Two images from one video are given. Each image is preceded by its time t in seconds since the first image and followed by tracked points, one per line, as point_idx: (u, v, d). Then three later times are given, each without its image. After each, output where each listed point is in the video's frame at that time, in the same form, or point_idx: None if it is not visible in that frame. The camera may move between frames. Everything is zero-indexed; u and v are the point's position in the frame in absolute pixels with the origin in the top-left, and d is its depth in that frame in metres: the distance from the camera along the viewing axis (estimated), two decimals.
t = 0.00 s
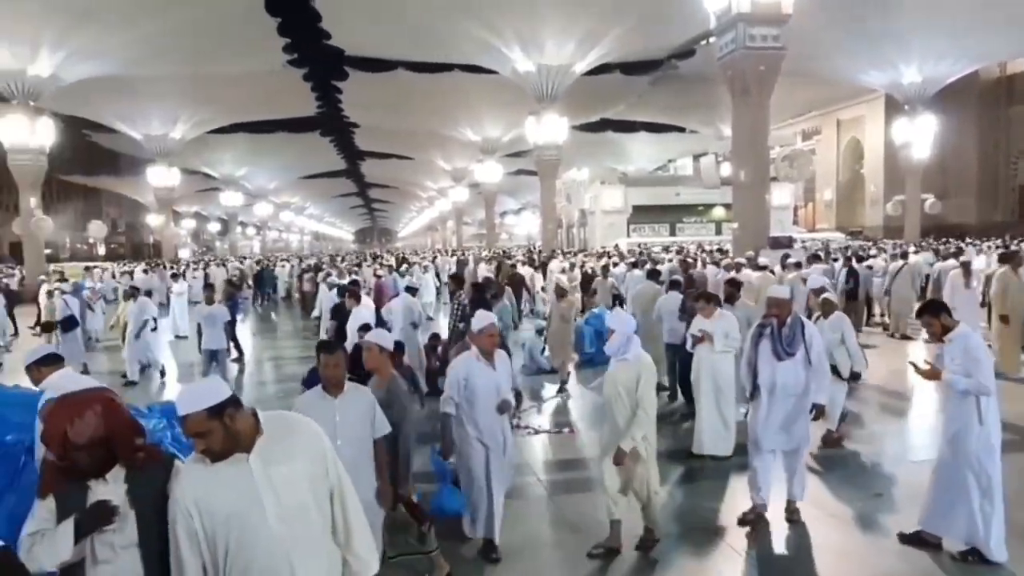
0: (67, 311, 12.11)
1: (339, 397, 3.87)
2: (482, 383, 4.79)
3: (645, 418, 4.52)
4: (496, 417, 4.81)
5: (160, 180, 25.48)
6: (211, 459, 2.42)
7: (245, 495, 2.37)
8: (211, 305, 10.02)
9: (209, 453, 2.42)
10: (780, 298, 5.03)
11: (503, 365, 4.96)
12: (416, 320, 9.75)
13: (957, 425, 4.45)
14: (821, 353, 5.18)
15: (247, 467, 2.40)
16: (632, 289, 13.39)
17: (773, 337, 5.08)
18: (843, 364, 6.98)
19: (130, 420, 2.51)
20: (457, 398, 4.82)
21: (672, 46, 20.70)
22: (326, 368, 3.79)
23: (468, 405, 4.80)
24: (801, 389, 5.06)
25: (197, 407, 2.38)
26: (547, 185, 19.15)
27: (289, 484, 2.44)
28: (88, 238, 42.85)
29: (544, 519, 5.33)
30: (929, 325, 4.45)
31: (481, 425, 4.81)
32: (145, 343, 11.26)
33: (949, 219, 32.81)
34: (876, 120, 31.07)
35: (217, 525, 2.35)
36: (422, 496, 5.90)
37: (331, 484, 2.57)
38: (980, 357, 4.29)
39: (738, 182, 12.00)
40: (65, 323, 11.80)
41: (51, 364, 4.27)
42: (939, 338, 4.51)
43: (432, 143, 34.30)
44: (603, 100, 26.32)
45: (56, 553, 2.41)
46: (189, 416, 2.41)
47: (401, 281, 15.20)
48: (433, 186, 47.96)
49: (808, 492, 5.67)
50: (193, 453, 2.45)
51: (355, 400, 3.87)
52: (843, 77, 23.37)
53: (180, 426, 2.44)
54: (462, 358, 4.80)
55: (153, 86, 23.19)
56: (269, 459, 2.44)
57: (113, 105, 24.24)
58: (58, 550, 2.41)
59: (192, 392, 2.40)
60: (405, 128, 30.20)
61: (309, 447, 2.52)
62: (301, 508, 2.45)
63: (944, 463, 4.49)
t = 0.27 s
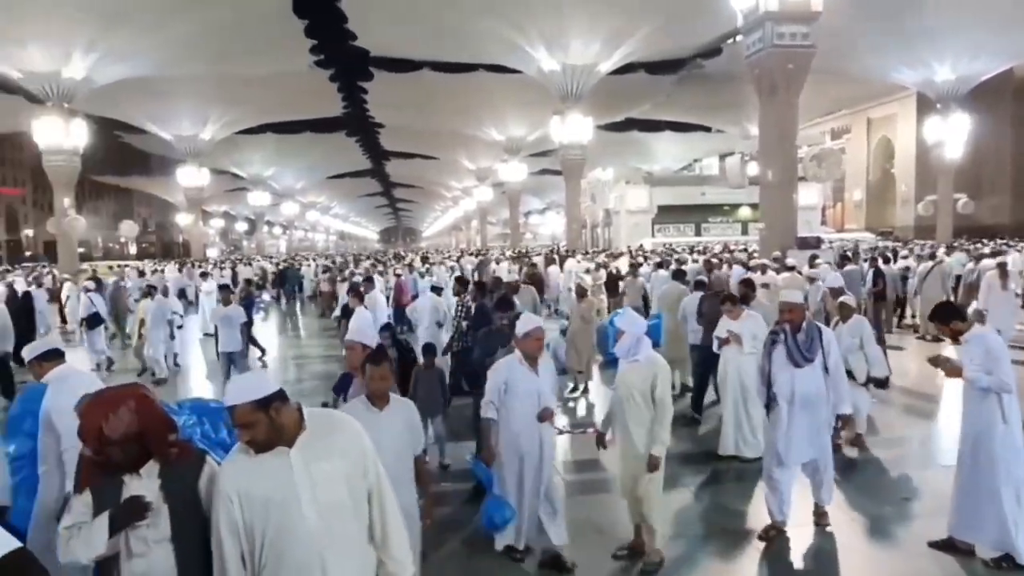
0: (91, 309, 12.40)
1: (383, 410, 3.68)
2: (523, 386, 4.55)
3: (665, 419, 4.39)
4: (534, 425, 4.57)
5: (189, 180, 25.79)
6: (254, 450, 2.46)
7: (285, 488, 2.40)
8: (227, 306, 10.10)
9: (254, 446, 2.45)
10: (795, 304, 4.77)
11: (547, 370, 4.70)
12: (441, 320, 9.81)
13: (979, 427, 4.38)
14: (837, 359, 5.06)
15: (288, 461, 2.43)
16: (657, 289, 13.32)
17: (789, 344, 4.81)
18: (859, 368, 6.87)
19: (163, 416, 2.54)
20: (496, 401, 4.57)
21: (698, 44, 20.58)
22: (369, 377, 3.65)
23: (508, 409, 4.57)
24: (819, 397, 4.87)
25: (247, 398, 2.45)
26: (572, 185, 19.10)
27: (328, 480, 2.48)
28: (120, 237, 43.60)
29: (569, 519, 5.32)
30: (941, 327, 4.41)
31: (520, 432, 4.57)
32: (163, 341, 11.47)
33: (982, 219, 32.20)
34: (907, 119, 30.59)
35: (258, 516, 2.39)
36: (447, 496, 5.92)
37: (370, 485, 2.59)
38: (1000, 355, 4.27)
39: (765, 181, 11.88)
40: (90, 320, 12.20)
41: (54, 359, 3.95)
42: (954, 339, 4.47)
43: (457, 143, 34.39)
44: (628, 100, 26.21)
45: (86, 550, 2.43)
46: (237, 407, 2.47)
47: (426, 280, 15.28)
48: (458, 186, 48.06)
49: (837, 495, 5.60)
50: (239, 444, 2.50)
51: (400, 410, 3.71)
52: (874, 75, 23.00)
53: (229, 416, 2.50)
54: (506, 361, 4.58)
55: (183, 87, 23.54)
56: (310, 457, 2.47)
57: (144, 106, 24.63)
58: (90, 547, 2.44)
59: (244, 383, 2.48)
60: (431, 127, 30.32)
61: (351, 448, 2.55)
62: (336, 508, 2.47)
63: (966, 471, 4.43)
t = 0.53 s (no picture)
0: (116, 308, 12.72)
1: (433, 412, 3.63)
2: (577, 391, 4.31)
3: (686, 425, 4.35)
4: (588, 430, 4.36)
5: (218, 180, 26.11)
6: (296, 443, 2.50)
7: (323, 483, 2.45)
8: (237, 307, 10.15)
9: (296, 438, 2.50)
10: (812, 303, 4.58)
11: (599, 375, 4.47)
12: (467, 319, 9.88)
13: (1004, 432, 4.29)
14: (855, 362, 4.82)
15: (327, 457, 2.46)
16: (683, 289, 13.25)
17: (805, 345, 4.65)
18: (879, 372, 6.60)
19: (195, 412, 2.57)
20: (549, 407, 4.33)
21: (723, 42, 20.46)
22: (418, 382, 3.57)
23: (561, 416, 4.33)
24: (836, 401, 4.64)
25: (290, 391, 2.48)
26: (596, 185, 19.06)
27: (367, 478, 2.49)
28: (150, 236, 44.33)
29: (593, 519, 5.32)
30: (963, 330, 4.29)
31: (573, 439, 4.34)
32: (177, 343, 11.61)
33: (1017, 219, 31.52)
34: (939, 116, 30.05)
35: (296, 507, 2.45)
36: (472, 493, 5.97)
37: (407, 489, 2.58)
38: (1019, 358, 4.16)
39: (793, 180, 11.75)
40: (114, 317, 12.45)
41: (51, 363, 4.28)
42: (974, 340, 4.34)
43: (482, 142, 34.48)
44: (652, 99, 26.09)
45: (120, 544, 2.50)
46: (283, 399, 2.51)
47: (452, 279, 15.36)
48: (482, 186, 48.18)
49: (865, 498, 5.53)
50: (281, 437, 2.54)
51: (453, 411, 3.69)
52: (904, 73, 22.64)
53: (274, 409, 2.53)
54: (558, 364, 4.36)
55: (212, 88, 23.89)
56: (348, 457, 2.49)
57: (174, 107, 25.01)
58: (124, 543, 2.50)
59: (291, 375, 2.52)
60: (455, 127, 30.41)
61: (392, 447, 2.56)
62: (371, 508, 2.50)
63: (992, 480, 4.35)
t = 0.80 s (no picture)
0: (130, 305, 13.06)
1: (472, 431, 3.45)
2: (622, 392, 4.02)
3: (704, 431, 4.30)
4: (634, 439, 4.01)
5: (238, 180, 26.30)
6: (320, 440, 2.51)
7: (342, 482, 2.46)
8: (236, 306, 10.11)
9: (320, 435, 2.51)
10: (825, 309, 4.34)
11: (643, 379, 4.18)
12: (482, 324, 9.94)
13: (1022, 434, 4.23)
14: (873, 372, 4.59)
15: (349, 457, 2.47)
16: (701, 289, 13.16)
17: (818, 353, 4.40)
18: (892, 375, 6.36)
19: (219, 409, 2.58)
20: (592, 413, 4.02)
21: (742, 41, 20.33)
22: (457, 401, 3.42)
23: (606, 421, 4.01)
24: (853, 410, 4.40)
25: (316, 388, 2.49)
26: (613, 185, 18.99)
27: (387, 481, 2.49)
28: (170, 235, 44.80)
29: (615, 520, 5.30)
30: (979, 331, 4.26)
31: (621, 443, 4.00)
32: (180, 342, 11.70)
33: None
34: (963, 115, 29.64)
35: (317, 502, 2.46)
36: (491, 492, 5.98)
37: (428, 493, 2.57)
38: None
39: (813, 180, 11.66)
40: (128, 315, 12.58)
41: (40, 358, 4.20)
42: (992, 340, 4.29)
43: (500, 142, 34.52)
44: (670, 99, 25.96)
45: (144, 538, 2.55)
46: (309, 394, 2.51)
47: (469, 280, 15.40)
48: (499, 186, 48.20)
49: (889, 503, 5.46)
50: (305, 432, 2.55)
51: (491, 426, 3.51)
52: (927, 70, 22.37)
53: (301, 405, 2.54)
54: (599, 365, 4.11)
55: (231, 89, 24.09)
56: (369, 458, 2.49)
57: (195, 107, 25.24)
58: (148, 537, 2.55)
59: (316, 371, 2.52)
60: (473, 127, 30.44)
61: (415, 448, 2.55)
62: (389, 509, 2.50)
63: (1014, 489, 4.27)
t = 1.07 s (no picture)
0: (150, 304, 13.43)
1: (516, 438, 3.21)
2: (675, 403, 3.78)
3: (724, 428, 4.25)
4: (683, 449, 3.82)
5: (260, 180, 26.54)
6: (326, 443, 2.51)
7: (349, 485, 2.47)
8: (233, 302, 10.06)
9: (325, 438, 2.51)
10: (850, 308, 4.27)
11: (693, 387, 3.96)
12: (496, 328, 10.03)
13: None
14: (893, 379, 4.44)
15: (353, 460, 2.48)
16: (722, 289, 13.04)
17: (837, 355, 4.36)
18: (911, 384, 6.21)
19: (248, 404, 2.61)
20: (644, 426, 3.78)
21: (765, 38, 20.13)
22: (501, 404, 3.18)
23: (658, 435, 3.79)
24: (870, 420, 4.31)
25: (321, 390, 2.49)
26: (634, 184, 18.90)
27: (393, 483, 2.50)
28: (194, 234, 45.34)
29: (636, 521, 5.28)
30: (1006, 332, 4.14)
31: (673, 459, 3.79)
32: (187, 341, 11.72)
33: None
34: (991, 112, 29.11)
35: (322, 506, 2.47)
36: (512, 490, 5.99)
37: (435, 492, 2.57)
38: None
39: (837, 178, 11.51)
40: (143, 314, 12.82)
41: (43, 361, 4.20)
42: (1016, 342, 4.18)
43: (520, 142, 34.50)
44: (692, 97, 25.78)
45: (167, 523, 2.62)
46: (314, 399, 2.51)
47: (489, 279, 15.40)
48: (519, 185, 48.19)
49: (913, 505, 5.39)
50: (311, 434, 2.57)
51: (536, 433, 3.27)
52: (954, 67, 22.00)
53: (305, 408, 2.55)
54: (654, 372, 3.83)
55: (253, 90, 24.32)
56: (374, 460, 2.50)
57: (218, 108, 25.50)
58: (170, 521, 2.61)
59: (318, 376, 2.52)
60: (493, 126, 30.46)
61: (420, 449, 2.56)
62: (395, 509, 2.50)
63: None
